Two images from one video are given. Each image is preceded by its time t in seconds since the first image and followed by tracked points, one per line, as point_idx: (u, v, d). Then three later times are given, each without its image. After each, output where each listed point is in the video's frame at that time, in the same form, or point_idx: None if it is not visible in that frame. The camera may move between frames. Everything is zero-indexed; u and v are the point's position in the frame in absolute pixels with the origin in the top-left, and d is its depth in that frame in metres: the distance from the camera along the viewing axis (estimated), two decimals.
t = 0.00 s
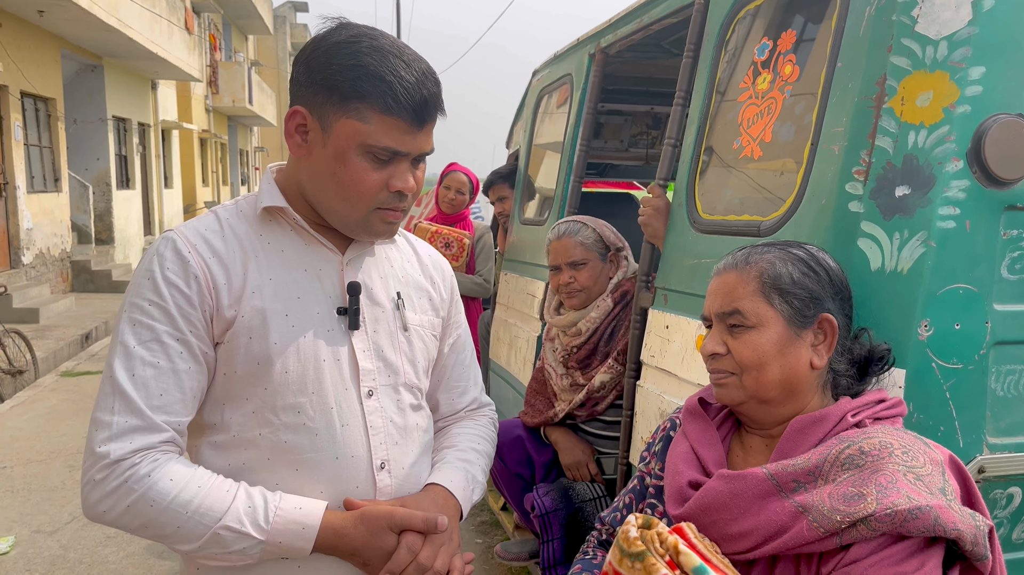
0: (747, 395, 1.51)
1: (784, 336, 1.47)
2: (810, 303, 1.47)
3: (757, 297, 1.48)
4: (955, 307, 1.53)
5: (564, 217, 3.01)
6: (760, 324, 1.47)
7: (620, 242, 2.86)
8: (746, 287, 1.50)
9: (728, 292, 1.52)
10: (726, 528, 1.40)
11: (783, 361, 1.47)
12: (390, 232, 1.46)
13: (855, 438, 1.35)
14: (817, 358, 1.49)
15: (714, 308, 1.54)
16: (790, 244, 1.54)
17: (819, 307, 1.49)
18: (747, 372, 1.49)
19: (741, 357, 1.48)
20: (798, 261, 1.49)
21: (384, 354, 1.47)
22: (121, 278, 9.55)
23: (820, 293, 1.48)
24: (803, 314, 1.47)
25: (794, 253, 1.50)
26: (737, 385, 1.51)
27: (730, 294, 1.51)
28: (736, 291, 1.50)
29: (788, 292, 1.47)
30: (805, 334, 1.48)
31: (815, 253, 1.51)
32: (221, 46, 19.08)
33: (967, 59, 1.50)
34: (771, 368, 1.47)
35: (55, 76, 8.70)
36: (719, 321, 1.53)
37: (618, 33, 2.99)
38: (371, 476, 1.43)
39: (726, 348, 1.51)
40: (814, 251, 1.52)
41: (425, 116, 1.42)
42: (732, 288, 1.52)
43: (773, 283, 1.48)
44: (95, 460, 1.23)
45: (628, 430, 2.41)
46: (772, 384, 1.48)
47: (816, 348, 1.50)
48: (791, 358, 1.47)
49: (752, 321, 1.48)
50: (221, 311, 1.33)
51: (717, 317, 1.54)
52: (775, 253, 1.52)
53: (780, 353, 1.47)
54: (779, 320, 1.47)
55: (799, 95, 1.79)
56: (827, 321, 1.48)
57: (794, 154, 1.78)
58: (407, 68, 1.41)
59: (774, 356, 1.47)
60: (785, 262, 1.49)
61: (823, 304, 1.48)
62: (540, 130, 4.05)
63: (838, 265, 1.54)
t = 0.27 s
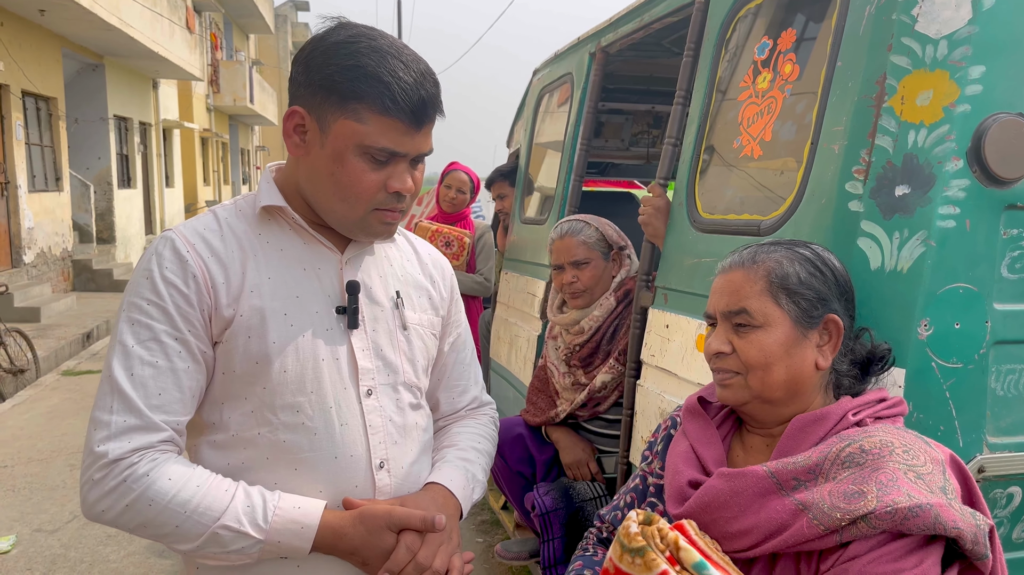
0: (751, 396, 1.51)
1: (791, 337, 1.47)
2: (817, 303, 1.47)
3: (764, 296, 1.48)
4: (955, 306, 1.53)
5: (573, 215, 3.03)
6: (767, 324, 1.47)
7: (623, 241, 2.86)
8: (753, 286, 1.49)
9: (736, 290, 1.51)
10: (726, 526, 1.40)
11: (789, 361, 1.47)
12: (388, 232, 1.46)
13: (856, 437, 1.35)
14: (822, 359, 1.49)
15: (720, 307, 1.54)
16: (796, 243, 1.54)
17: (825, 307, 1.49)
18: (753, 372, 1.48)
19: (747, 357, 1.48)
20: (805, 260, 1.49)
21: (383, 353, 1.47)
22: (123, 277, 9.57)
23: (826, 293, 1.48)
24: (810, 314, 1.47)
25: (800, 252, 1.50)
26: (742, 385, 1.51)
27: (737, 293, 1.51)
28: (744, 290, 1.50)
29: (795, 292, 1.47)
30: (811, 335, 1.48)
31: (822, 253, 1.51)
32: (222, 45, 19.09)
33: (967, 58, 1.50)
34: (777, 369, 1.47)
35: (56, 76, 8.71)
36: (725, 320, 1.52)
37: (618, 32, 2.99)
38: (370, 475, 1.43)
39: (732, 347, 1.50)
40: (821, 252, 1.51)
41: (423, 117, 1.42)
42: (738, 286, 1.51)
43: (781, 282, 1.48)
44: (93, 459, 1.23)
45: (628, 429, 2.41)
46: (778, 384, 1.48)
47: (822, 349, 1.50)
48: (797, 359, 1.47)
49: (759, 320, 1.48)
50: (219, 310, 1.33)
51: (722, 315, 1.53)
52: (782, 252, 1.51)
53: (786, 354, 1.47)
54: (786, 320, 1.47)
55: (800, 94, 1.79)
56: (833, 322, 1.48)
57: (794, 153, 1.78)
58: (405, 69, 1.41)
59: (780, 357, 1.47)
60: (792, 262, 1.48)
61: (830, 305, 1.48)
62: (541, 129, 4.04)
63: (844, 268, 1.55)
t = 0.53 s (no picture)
0: (758, 398, 1.51)
1: (800, 339, 1.47)
2: (827, 306, 1.47)
3: (774, 299, 1.47)
4: (954, 306, 1.53)
5: (577, 213, 3.03)
6: (777, 327, 1.46)
7: (626, 238, 2.85)
8: (762, 288, 1.48)
9: (745, 293, 1.49)
10: (728, 527, 1.39)
11: (797, 364, 1.47)
12: (386, 233, 1.46)
13: (857, 439, 1.35)
14: (828, 360, 1.50)
15: (727, 308, 1.52)
16: (801, 242, 1.53)
17: (832, 309, 1.49)
18: (761, 375, 1.48)
19: (756, 360, 1.47)
20: (812, 261, 1.48)
21: (380, 353, 1.47)
22: (124, 276, 9.58)
23: (834, 296, 1.48)
24: (819, 317, 1.47)
25: (807, 253, 1.49)
26: (751, 389, 1.50)
27: (745, 295, 1.49)
28: (752, 293, 1.48)
29: (805, 295, 1.46)
30: (819, 338, 1.48)
31: (828, 254, 1.50)
32: (223, 44, 19.09)
33: (966, 57, 1.49)
34: (785, 372, 1.47)
35: (58, 75, 8.71)
36: (732, 321, 1.51)
37: (618, 31, 2.98)
38: (367, 475, 1.43)
39: (739, 350, 1.49)
40: (827, 252, 1.51)
41: (420, 118, 1.42)
42: (746, 288, 1.49)
43: (791, 285, 1.46)
44: (90, 458, 1.23)
45: (628, 429, 2.41)
46: (786, 386, 1.48)
47: (828, 351, 1.50)
48: (805, 361, 1.47)
49: (769, 323, 1.47)
50: (216, 310, 1.33)
51: (729, 317, 1.52)
52: (790, 252, 1.50)
53: (795, 356, 1.47)
54: (796, 323, 1.46)
55: (800, 93, 1.78)
56: (840, 324, 1.49)
57: (794, 152, 1.78)
58: (403, 70, 1.41)
59: (789, 359, 1.47)
60: (800, 264, 1.47)
61: (837, 306, 1.48)
62: (541, 129, 4.04)
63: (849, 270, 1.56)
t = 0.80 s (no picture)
0: (754, 395, 1.50)
1: (797, 338, 1.46)
2: (825, 305, 1.46)
3: (772, 296, 1.46)
4: (955, 304, 1.52)
5: (579, 211, 3.02)
6: (774, 324, 1.46)
7: (629, 238, 2.85)
8: (761, 285, 1.48)
9: (743, 289, 1.49)
10: (729, 526, 1.39)
11: (794, 362, 1.47)
12: (383, 232, 1.45)
13: (858, 437, 1.34)
14: (825, 359, 1.49)
15: (726, 304, 1.52)
16: (804, 240, 1.52)
17: (831, 309, 1.48)
18: (757, 372, 1.47)
19: (752, 356, 1.47)
20: (813, 260, 1.47)
21: (378, 352, 1.47)
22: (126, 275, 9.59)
23: (833, 296, 1.47)
24: (817, 316, 1.46)
25: (809, 251, 1.49)
26: (746, 385, 1.50)
27: (743, 291, 1.49)
28: (751, 289, 1.48)
29: (803, 293, 1.45)
30: (817, 337, 1.47)
31: (830, 253, 1.50)
32: (225, 43, 19.10)
33: (968, 55, 1.48)
34: (781, 370, 1.47)
35: (59, 75, 8.72)
36: (730, 317, 1.51)
37: (619, 29, 2.98)
38: (364, 474, 1.43)
39: (736, 346, 1.49)
40: (830, 250, 1.50)
41: (417, 116, 1.41)
42: (745, 285, 1.49)
43: (790, 283, 1.46)
44: (86, 459, 1.23)
45: (628, 427, 2.40)
46: (781, 384, 1.48)
47: (826, 349, 1.49)
48: (801, 359, 1.47)
49: (765, 320, 1.46)
50: (212, 309, 1.33)
51: (728, 313, 1.52)
52: (792, 250, 1.49)
53: (791, 355, 1.46)
54: (793, 321, 1.46)
55: (801, 92, 1.78)
56: (839, 324, 1.48)
57: (795, 151, 1.77)
58: (399, 68, 1.40)
59: (786, 357, 1.46)
60: (801, 262, 1.47)
61: (836, 306, 1.47)
62: (542, 128, 4.04)
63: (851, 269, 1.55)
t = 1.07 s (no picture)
0: (754, 391, 1.50)
1: (798, 334, 1.45)
2: (828, 302, 1.45)
3: (773, 291, 1.46)
4: (959, 302, 1.51)
5: (581, 210, 3.01)
6: (775, 319, 1.45)
7: (632, 237, 2.84)
8: (763, 280, 1.47)
9: (745, 284, 1.49)
10: (732, 528, 1.38)
11: (794, 358, 1.46)
12: (381, 230, 1.45)
13: (863, 438, 1.34)
14: (827, 357, 1.48)
15: (728, 298, 1.52)
16: (811, 239, 1.51)
17: (834, 306, 1.46)
18: (757, 367, 1.47)
19: (752, 351, 1.47)
20: (818, 257, 1.46)
21: (377, 351, 1.46)
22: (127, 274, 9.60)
23: (836, 292, 1.45)
24: (819, 312, 1.45)
25: (815, 248, 1.47)
26: (746, 380, 1.49)
27: (745, 286, 1.49)
28: (752, 283, 1.48)
29: (805, 288, 1.44)
30: (819, 334, 1.46)
31: (835, 249, 1.48)
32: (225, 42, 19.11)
33: (972, 51, 1.47)
34: (781, 365, 1.46)
35: (60, 74, 8.72)
36: (732, 312, 1.51)
37: (620, 27, 2.97)
38: (362, 474, 1.43)
39: (736, 340, 1.49)
40: (835, 248, 1.49)
41: (415, 113, 1.40)
42: (748, 279, 1.49)
43: (792, 278, 1.45)
44: (82, 459, 1.22)
45: (630, 426, 2.40)
46: (781, 381, 1.47)
47: (829, 348, 1.48)
48: (802, 356, 1.46)
49: (766, 315, 1.46)
50: (209, 309, 1.32)
51: (730, 307, 1.52)
52: (796, 247, 1.48)
53: (791, 350, 1.45)
54: (794, 316, 1.45)
55: (803, 89, 1.77)
56: (841, 321, 1.46)
57: (796, 149, 1.77)
58: (397, 65, 1.40)
59: (786, 353, 1.45)
60: (805, 258, 1.46)
61: (839, 303, 1.46)
62: (543, 126, 4.03)
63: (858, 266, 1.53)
